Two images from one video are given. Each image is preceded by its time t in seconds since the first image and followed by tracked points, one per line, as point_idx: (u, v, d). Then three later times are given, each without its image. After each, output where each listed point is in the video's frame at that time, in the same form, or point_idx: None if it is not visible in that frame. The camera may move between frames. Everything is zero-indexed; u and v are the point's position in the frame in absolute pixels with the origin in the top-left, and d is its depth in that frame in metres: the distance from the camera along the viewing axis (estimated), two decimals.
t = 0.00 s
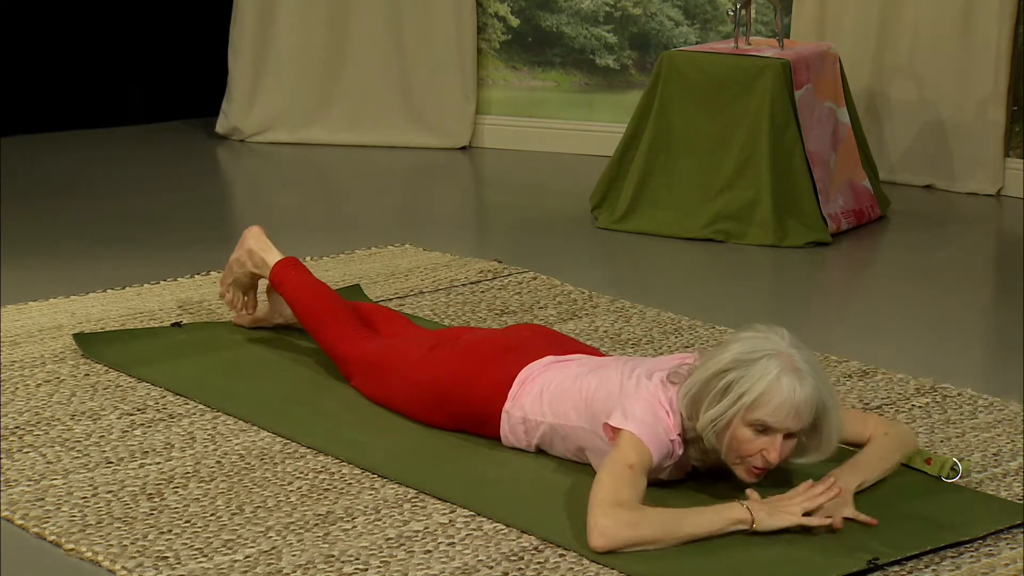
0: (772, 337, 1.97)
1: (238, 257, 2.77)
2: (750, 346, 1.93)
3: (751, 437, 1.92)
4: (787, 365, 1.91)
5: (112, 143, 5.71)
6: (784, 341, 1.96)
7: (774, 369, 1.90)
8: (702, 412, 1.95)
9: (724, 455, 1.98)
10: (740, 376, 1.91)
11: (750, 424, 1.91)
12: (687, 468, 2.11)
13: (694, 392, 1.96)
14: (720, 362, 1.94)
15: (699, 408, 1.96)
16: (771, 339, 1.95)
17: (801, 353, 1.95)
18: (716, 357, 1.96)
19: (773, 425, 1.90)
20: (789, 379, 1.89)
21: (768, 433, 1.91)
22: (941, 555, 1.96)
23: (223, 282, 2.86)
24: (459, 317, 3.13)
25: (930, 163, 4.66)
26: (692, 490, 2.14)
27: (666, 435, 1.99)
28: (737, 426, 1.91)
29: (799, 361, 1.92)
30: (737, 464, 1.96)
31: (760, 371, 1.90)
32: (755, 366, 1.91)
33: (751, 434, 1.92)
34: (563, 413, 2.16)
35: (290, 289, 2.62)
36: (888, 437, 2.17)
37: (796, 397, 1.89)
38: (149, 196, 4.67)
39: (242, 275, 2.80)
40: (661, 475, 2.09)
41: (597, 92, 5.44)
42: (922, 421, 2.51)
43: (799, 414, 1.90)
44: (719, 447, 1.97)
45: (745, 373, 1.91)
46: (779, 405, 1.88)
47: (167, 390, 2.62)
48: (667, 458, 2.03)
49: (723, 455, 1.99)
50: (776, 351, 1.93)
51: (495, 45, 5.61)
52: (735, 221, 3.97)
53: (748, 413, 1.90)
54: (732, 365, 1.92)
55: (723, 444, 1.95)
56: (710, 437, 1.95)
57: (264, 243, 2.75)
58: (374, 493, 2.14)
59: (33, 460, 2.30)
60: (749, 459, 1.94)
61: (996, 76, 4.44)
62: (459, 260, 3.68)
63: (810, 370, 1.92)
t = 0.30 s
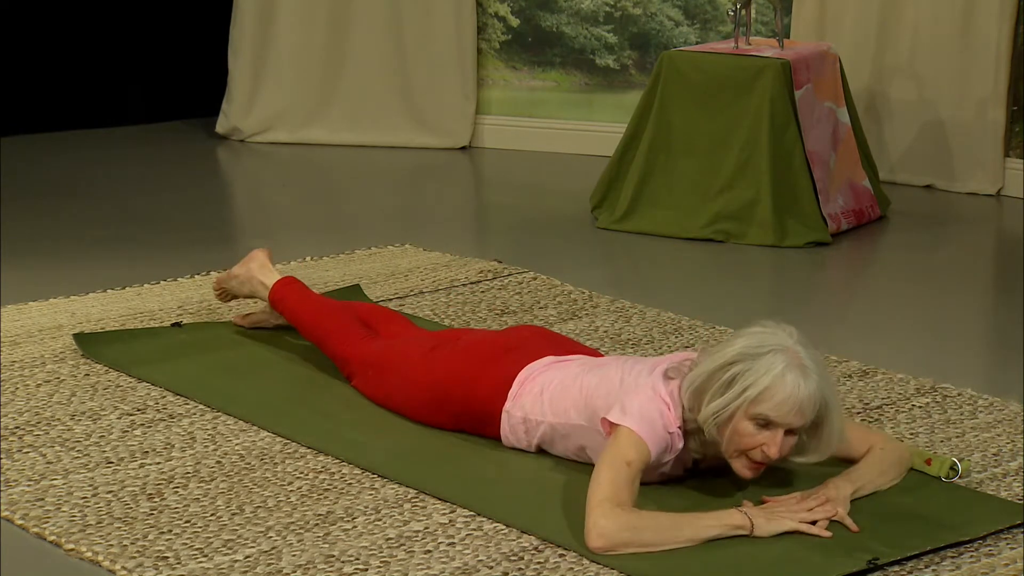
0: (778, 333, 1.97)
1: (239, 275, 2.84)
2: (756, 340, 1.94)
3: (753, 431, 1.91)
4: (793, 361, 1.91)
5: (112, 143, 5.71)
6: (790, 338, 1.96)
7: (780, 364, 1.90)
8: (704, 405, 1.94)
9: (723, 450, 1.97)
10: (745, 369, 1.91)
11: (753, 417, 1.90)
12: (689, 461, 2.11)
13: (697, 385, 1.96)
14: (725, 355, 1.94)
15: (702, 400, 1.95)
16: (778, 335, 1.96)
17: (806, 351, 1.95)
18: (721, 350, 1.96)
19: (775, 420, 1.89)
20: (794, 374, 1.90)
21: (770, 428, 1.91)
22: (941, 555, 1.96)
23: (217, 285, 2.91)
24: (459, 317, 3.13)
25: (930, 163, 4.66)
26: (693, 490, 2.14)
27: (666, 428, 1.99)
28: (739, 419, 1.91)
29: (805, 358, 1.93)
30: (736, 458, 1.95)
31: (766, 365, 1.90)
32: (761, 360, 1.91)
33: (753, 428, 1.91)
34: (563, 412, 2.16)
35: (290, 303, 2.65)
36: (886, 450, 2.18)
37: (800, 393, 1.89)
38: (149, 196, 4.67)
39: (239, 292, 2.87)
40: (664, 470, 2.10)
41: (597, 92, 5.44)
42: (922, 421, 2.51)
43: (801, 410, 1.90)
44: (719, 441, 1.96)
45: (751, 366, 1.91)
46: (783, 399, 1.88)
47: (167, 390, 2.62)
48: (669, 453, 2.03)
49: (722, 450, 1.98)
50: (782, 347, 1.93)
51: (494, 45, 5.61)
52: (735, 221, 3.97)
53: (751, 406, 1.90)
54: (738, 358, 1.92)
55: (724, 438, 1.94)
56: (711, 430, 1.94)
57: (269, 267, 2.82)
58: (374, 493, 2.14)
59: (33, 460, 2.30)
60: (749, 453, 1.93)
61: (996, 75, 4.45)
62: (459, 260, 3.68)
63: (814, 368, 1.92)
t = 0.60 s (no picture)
0: (772, 312, 1.98)
1: (236, 301, 2.86)
2: (751, 319, 1.94)
3: (754, 411, 1.91)
4: (788, 337, 1.92)
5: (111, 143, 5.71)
6: (783, 315, 1.97)
7: (775, 341, 1.91)
8: (704, 389, 1.95)
9: (726, 434, 1.97)
10: (742, 350, 1.91)
11: (753, 397, 1.90)
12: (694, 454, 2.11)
13: (696, 370, 1.97)
14: (720, 338, 1.95)
15: (702, 385, 1.96)
16: (771, 313, 1.96)
17: (800, 327, 1.96)
18: (716, 334, 1.96)
19: (776, 398, 1.90)
20: (791, 350, 1.90)
21: (771, 407, 1.91)
22: (941, 555, 1.96)
23: (212, 307, 2.93)
24: (459, 317, 3.13)
25: (930, 163, 4.66)
26: (694, 490, 2.13)
27: (667, 420, 1.99)
28: (740, 400, 1.91)
29: (800, 333, 1.93)
30: (741, 441, 1.95)
31: (762, 343, 1.91)
32: (756, 339, 1.92)
33: (754, 408, 1.91)
34: (564, 413, 2.17)
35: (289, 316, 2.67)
36: (886, 451, 2.17)
37: (798, 368, 1.89)
38: (149, 196, 4.67)
39: (235, 317, 2.89)
40: (670, 463, 2.10)
41: (597, 92, 5.46)
42: (922, 421, 2.51)
43: (801, 385, 1.90)
44: (722, 425, 1.96)
45: (747, 346, 1.91)
46: (782, 376, 1.89)
47: (167, 390, 2.62)
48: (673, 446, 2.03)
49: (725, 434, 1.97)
50: (776, 324, 1.94)
51: (495, 45, 5.63)
52: (735, 221, 3.97)
53: (751, 386, 1.90)
54: (733, 339, 1.93)
55: (726, 421, 1.94)
56: (712, 414, 1.94)
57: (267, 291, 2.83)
58: (374, 493, 2.14)
59: (33, 460, 2.30)
60: (753, 434, 1.93)
61: (996, 76, 4.45)
62: (459, 260, 3.68)
63: (810, 342, 1.93)
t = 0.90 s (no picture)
0: (754, 286, 1.98)
1: (233, 314, 2.86)
2: (735, 295, 1.94)
3: (751, 385, 1.91)
4: (774, 308, 1.92)
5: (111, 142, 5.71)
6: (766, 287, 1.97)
7: (762, 313, 1.91)
8: (698, 369, 1.94)
9: (725, 413, 1.96)
10: (731, 326, 1.91)
11: (748, 371, 1.90)
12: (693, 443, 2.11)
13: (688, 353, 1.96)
14: (708, 317, 1.94)
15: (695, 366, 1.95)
16: (754, 287, 1.96)
17: (785, 297, 1.96)
18: (703, 314, 1.96)
19: (771, 368, 1.90)
20: (779, 320, 1.90)
21: (767, 378, 1.91)
22: (940, 555, 1.96)
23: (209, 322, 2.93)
24: (459, 317, 3.13)
25: (930, 163, 4.66)
26: (693, 489, 2.13)
27: (664, 411, 1.98)
28: (735, 376, 1.91)
29: (785, 302, 1.94)
30: (742, 418, 1.94)
31: (750, 317, 1.91)
32: (744, 313, 1.92)
33: (751, 382, 1.91)
34: (563, 412, 2.16)
35: (286, 322, 2.68)
36: (886, 451, 2.16)
37: (789, 336, 1.90)
38: (149, 196, 4.67)
39: (232, 330, 2.89)
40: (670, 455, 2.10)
41: (597, 92, 5.48)
42: (922, 421, 2.51)
43: (794, 353, 1.90)
44: (720, 404, 1.95)
45: (735, 321, 1.91)
46: (774, 346, 1.89)
47: (167, 390, 2.62)
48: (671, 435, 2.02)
49: (724, 413, 1.97)
50: (760, 296, 1.94)
51: (494, 45, 5.64)
52: (735, 221, 3.97)
53: (744, 360, 1.90)
54: (721, 317, 1.93)
55: (724, 400, 1.94)
56: (710, 394, 1.93)
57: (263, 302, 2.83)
58: (374, 493, 2.14)
59: (33, 460, 2.30)
60: (752, 409, 1.92)
61: (996, 76, 4.45)
62: (459, 260, 3.68)
63: (797, 310, 1.93)
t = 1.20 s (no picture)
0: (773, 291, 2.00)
1: (232, 314, 2.86)
2: (751, 295, 1.97)
3: (751, 380, 1.91)
4: (787, 311, 1.94)
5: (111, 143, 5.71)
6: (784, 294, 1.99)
7: (774, 313, 1.93)
8: (703, 359, 1.96)
9: (723, 409, 1.97)
10: (741, 320, 1.93)
11: (750, 365, 1.91)
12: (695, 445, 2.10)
13: (695, 344, 1.98)
14: (720, 311, 1.97)
15: (700, 357, 1.97)
16: (772, 291, 1.99)
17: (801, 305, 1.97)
18: (717, 309, 1.99)
19: (773, 366, 1.90)
20: (789, 321, 1.91)
21: (768, 377, 1.91)
22: (940, 555, 1.96)
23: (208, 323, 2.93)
24: (459, 317, 3.13)
25: (930, 163, 4.66)
26: (693, 489, 2.13)
27: (667, 409, 1.97)
28: (737, 369, 1.92)
29: (799, 308, 1.95)
30: (738, 415, 1.94)
31: (761, 314, 1.93)
32: (756, 311, 1.94)
33: (751, 377, 1.91)
34: (563, 410, 2.16)
35: (285, 322, 2.68)
36: (889, 451, 2.17)
37: (796, 338, 1.90)
38: (149, 196, 4.67)
39: (232, 331, 2.89)
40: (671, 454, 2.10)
41: (597, 92, 5.49)
42: (922, 421, 2.51)
43: (799, 356, 1.91)
44: (718, 398, 1.96)
45: (746, 316, 1.93)
46: (779, 344, 1.90)
47: (167, 390, 2.62)
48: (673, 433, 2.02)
49: (722, 410, 1.97)
50: (775, 299, 1.96)
51: (495, 45, 5.66)
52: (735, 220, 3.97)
53: (748, 355, 1.91)
54: (733, 311, 1.95)
55: (723, 393, 1.94)
56: (710, 385, 1.94)
57: (263, 303, 2.83)
58: (374, 493, 2.14)
59: (33, 460, 2.30)
60: (749, 406, 1.92)
61: (995, 76, 4.45)
62: (459, 260, 3.68)
63: (810, 317, 1.94)
